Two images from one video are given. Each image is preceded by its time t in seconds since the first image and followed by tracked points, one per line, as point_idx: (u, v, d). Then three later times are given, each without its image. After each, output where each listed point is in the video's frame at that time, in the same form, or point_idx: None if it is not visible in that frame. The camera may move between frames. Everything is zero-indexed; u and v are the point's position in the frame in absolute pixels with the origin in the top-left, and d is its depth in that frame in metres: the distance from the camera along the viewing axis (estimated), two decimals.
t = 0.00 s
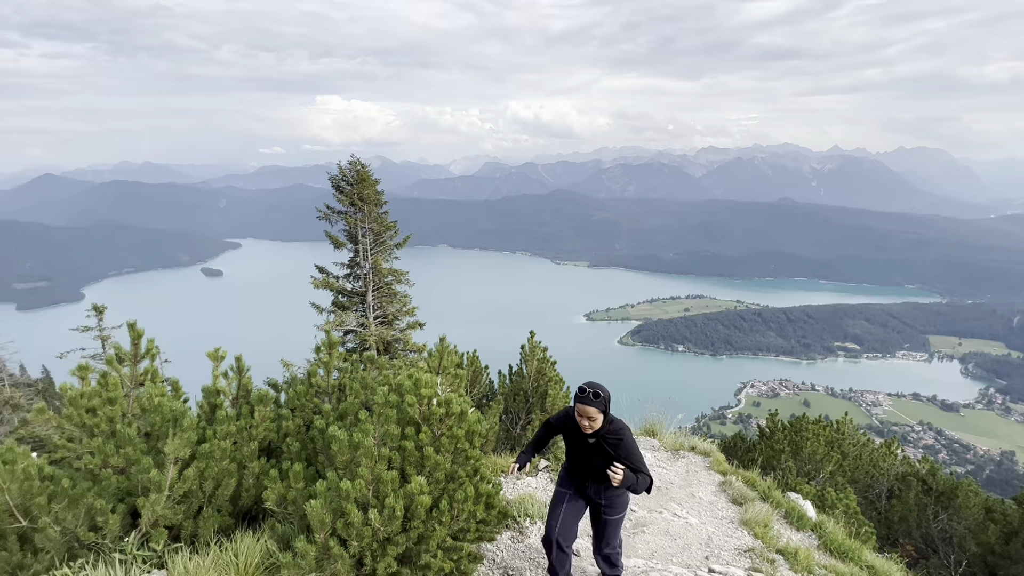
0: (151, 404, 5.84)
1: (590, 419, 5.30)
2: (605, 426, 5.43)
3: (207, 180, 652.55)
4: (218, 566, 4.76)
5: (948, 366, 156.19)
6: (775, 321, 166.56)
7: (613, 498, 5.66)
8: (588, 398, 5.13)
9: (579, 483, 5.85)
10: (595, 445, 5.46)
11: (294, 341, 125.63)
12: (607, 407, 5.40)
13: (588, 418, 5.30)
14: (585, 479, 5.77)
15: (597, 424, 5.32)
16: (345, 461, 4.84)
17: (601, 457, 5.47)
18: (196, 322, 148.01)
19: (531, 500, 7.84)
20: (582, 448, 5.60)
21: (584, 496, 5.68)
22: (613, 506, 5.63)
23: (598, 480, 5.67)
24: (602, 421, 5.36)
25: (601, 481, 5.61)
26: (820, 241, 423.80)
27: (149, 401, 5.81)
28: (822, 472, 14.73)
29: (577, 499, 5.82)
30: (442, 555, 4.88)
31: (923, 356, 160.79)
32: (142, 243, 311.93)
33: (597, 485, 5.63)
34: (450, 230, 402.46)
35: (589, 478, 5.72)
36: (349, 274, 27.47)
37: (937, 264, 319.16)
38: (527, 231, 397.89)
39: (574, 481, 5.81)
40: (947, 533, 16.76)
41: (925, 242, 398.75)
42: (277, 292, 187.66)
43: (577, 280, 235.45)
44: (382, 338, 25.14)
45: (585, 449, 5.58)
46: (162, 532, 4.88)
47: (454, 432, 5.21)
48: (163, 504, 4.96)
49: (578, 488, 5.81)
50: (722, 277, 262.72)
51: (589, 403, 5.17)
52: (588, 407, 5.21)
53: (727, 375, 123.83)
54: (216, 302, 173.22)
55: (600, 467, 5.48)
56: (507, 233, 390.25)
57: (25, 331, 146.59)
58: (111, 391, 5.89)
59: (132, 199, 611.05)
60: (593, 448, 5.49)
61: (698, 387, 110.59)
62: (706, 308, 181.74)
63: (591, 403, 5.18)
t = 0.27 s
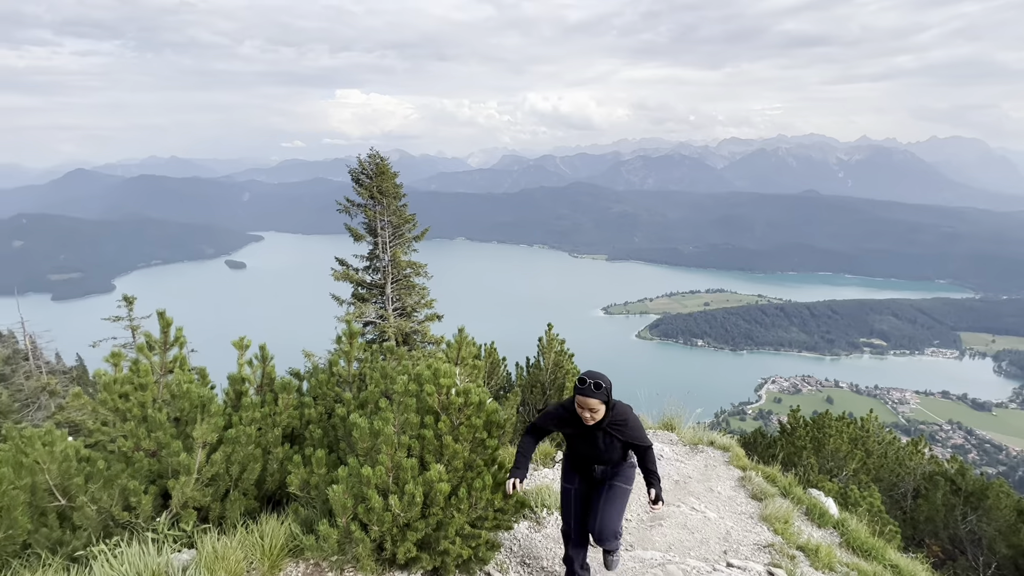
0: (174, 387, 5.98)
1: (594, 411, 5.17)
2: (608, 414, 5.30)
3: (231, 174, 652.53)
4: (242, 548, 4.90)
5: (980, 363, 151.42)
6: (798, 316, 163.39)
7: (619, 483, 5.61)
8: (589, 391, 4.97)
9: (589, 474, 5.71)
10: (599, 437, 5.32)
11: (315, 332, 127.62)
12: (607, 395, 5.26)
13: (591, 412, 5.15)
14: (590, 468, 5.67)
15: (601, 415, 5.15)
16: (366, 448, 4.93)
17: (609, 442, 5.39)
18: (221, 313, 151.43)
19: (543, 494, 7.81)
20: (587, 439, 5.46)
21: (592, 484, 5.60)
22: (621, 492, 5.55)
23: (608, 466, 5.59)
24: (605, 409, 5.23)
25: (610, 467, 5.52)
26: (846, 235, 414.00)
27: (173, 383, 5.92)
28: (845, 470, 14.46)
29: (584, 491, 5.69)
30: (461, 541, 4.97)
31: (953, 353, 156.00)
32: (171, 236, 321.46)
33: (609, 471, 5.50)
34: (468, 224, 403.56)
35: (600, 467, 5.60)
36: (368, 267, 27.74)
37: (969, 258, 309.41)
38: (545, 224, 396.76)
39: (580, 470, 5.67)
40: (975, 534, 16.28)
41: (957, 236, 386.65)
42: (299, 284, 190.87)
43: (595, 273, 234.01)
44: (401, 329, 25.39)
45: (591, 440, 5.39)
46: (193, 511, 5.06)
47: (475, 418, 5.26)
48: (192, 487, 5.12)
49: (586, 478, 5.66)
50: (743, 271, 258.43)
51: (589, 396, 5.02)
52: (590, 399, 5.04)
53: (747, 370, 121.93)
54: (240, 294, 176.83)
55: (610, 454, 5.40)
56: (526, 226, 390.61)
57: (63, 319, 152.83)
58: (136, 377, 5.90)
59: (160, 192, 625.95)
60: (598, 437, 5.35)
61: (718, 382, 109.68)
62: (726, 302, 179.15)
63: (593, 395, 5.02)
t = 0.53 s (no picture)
0: (202, 370, 6.14)
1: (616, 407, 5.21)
2: (626, 409, 5.40)
3: (256, 168, 652.72)
4: (271, 530, 5.10)
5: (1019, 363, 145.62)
6: (826, 312, 159.36)
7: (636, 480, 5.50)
8: (611, 389, 5.07)
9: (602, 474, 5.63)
10: (618, 433, 5.39)
11: (338, 323, 129.42)
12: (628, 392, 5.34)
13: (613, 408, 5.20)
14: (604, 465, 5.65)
15: (622, 413, 5.22)
16: (390, 435, 5.03)
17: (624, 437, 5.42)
18: (248, 304, 154.87)
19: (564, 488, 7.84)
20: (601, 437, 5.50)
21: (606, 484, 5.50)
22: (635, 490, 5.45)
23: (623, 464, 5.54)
24: (625, 407, 5.28)
25: (630, 463, 5.45)
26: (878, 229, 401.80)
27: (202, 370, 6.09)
28: (873, 470, 14.08)
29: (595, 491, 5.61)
30: (482, 530, 5.05)
31: (991, 353, 150.20)
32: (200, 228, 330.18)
33: (627, 473, 5.44)
34: (489, 217, 403.92)
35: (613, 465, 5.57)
36: (390, 259, 28.04)
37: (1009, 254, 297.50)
38: (566, 217, 394.52)
39: (592, 470, 5.63)
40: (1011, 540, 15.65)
41: (996, 231, 371.82)
42: (322, 277, 193.76)
43: (616, 267, 231.68)
44: (422, 321, 25.66)
45: (608, 437, 5.42)
46: (223, 494, 5.23)
47: (497, 408, 5.28)
48: (224, 470, 5.30)
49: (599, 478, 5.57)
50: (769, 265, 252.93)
51: (611, 394, 5.12)
52: (612, 398, 5.11)
53: (772, 367, 119.33)
54: (265, 286, 180.41)
55: (625, 452, 5.41)
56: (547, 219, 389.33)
57: (100, 309, 158.71)
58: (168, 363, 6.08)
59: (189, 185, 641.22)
60: (617, 433, 5.39)
61: (742, 378, 107.76)
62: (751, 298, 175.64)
63: (612, 391, 5.12)
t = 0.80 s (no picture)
0: (232, 357, 6.31)
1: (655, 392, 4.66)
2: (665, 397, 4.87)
3: (285, 163, 653.45)
4: (300, 513, 5.28)
5: None
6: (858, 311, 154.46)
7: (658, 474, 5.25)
8: (652, 369, 4.51)
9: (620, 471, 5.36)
10: (653, 424, 4.92)
11: (363, 315, 131.53)
12: (668, 376, 4.80)
13: (652, 392, 4.64)
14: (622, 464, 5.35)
15: (660, 401, 4.69)
16: (413, 425, 5.10)
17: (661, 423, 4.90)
18: (276, 295, 158.62)
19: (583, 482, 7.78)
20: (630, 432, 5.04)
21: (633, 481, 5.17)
22: (656, 484, 5.19)
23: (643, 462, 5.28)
24: (665, 393, 4.75)
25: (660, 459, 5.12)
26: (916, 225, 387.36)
27: (234, 357, 6.26)
28: (906, 474, 13.67)
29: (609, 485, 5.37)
30: (504, 520, 5.07)
31: None
32: (232, 221, 339.52)
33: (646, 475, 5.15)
34: (512, 211, 403.95)
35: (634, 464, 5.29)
36: (414, 252, 28.29)
37: None
38: (590, 211, 391.58)
39: (622, 463, 5.12)
40: None
41: None
42: (348, 269, 196.96)
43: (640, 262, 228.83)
44: (445, 315, 25.91)
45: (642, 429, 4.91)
46: (255, 477, 5.44)
47: (522, 401, 5.29)
48: (253, 454, 5.46)
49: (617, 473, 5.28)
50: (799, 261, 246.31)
51: (652, 376, 4.56)
52: (650, 381, 4.58)
53: (801, 367, 116.17)
54: (293, 277, 184.42)
55: (659, 443, 4.94)
56: (570, 213, 387.21)
57: (138, 298, 164.98)
58: (199, 350, 6.26)
59: (221, 179, 658.15)
60: (652, 421, 4.88)
61: (769, 378, 105.28)
62: (779, 295, 171.40)
63: (653, 375, 4.57)
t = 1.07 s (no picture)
0: (265, 343, 6.50)
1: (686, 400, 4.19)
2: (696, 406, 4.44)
3: (317, 157, 652.13)
4: (331, 498, 5.45)
5: None
6: (898, 312, 148.47)
7: (687, 484, 4.95)
8: (683, 371, 4.02)
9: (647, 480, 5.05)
10: (679, 436, 4.47)
11: (391, 308, 133.78)
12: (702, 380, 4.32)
13: (684, 399, 4.16)
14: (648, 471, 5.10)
15: (693, 406, 4.23)
16: (441, 415, 5.19)
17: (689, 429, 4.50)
18: (309, 287, 162.88)
19: (607, 479, 7.73)
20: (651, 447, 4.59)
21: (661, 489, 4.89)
22: (683, 495, 4.94)
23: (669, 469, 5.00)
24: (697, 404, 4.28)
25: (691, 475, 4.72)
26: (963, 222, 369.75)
27: (268, 343, 6.45)
28: (949, 483, 13.04)
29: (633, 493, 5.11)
30: (527, 513, 5.09)
31: None
32: (266, 215, 349.23)
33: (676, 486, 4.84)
34: (539, 206, 403.07)
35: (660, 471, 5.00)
36: (442, 247, 28.56)
37: None
38: (617, 207, 387.13)
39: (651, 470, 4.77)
40: None
41: None
42: (377, 263, 200.39)
43: (669, 259, 225.14)
44: (471, 308, 26.12)
45: (669, 441, 4.50)
46: (286, 463, 5.60)
47: (547, 396, 5.26)
48: (288, 440, 5.66)
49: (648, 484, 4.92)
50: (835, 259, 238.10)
51: (683, 378, 4.09)
52: (683, 384, 4.08)
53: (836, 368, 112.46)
54: (325, 270, 188.69)
55: (689, 452, 4.52)
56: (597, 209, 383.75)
57: (178, 289, 171.53)
58: (236, 337, 6.47)
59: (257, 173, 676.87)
60: (682, 428, 4.47)
61: (802, 379, 102.32)
62: (814, 294, 166.08)
63: (686, 379, 4.08)
